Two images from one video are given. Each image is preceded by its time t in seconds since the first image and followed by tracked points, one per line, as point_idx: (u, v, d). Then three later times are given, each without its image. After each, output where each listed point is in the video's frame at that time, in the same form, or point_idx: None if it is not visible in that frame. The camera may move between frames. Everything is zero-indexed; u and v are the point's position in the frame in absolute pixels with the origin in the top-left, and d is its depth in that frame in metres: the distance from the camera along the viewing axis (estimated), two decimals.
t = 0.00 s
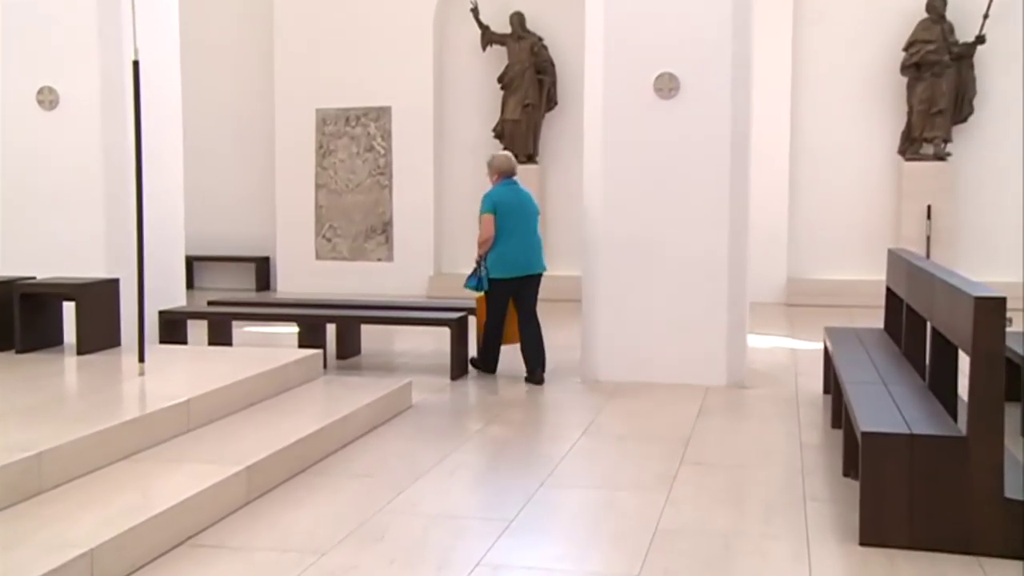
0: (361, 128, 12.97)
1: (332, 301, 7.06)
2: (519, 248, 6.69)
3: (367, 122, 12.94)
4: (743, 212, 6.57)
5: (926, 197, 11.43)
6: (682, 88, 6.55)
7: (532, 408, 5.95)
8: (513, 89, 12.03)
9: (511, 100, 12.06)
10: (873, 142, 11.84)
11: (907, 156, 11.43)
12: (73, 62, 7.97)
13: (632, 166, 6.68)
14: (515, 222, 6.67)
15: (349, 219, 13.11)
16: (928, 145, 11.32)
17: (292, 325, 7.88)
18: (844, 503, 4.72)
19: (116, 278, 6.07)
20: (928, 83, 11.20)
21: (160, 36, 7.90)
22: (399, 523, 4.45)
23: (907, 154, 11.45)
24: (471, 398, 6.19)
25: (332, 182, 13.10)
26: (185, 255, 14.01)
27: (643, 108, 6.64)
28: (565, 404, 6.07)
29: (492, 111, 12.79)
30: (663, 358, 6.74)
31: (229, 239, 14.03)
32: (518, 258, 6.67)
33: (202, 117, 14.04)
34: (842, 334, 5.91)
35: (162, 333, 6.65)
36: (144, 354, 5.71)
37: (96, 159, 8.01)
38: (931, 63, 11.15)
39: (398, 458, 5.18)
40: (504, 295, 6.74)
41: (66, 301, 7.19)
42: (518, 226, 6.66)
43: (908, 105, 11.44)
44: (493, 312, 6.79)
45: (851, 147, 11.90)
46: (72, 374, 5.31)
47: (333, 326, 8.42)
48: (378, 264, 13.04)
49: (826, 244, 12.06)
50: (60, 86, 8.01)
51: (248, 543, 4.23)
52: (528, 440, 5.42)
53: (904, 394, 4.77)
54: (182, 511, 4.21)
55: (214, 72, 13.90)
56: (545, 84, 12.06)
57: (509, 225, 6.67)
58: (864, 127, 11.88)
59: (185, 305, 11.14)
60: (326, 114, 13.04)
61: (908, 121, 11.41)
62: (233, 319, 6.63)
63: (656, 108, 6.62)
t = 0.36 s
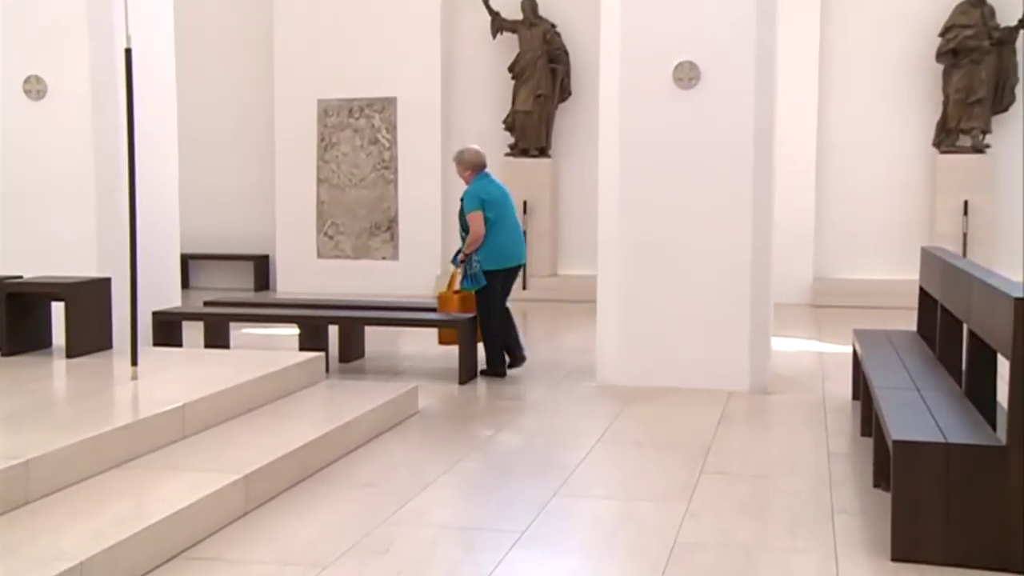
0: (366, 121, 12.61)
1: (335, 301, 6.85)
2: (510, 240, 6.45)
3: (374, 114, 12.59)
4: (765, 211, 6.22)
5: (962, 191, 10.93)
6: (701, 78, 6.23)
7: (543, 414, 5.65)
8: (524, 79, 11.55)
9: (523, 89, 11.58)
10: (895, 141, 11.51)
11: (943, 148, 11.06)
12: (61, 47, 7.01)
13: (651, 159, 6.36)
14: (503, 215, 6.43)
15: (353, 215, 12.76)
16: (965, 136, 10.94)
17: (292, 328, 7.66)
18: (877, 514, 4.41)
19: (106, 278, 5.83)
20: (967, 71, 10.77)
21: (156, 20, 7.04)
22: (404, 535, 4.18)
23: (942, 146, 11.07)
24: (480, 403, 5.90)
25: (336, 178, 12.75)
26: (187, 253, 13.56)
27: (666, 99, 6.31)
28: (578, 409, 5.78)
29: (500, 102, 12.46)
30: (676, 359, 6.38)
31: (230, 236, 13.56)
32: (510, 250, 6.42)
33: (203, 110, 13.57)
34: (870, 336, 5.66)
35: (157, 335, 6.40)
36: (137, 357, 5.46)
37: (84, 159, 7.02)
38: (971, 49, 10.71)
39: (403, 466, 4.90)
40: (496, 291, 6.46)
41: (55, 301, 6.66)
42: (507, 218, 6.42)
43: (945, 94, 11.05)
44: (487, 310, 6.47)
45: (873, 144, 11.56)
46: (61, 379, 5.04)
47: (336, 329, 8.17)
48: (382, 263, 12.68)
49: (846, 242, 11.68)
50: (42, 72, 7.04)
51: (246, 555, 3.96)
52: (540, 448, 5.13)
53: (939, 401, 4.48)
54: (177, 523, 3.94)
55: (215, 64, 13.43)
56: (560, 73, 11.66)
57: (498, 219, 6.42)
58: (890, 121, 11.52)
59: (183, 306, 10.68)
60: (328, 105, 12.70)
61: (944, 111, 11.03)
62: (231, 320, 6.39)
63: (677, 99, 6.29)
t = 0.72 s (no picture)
0: (371, 111, 11.30)
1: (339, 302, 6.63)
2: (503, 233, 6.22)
3: (378, 104, 11.26)
4: (794, 204, 5.68)
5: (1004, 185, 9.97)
6: (724, 66, 5.69)
7: (556, 421, 5.40)
8: (537, 69, 10.60)
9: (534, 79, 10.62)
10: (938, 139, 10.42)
11: (980, 141, 10.07)
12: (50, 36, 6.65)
13: (670, 152, 5.81)
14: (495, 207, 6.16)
15: (357, 211, 11.44)
16: (1005, 127, 9.97)
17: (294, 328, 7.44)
18: (911, 527, 4.15)
19: (99, 276, 5.60)
20: (1009, 56, 9.82)
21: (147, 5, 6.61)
22: (412, 547, 3.93)
23: (980, 137, 10.08)
24: (490, 408, 5.64)
25: (339, 171, 11.44)
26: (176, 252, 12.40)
27: (688, 85, 5.76)
28: (593, 415, 5.53)
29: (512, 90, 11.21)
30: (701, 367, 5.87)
31: (210, 236, 12.29)
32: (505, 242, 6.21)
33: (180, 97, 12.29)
34: (901, 340, 5.39)
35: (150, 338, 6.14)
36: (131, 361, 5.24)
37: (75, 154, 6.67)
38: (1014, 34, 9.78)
39: (409, 474, 4.67)
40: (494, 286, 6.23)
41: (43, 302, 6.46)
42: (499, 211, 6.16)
43: (983, 83, 10.06)
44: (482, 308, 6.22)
45: (912, 140, 10.49)
46: (50, 383, 4.82)
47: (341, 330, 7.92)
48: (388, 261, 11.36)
49: (883, 244, 10.61)
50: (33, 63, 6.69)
51: (245, 568, 3.74)
52: (552, 457, 4.88)
53: (979, 408, 4.19)
54: (173, 535, 3.73)
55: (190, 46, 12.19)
56: (574, 62, 10.67)
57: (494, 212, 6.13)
58: (930, 111, 10.44)
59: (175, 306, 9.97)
60: (331, 95, 11.37)
61: (982, 101, 10.06)
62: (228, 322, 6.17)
63: (697, 88, 5.75)
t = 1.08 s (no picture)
0: (378, 103, 10.90)
1: (345, 304, 6.42)
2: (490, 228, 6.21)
3: (385, 96, 10.87)
4: (824, 199, 5.44)
5: None
6: (749, 53, 5.45)
7: (572, 427, 5.18)
8: (552, 57, 10.28)
9: (549, 68, 10.29)
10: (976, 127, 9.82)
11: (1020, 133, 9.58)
12: (38, 21, 6.30)
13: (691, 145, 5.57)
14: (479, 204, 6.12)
15: (362, 207, 11.00)
16: None
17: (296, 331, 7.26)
18: (953, 542, 3.88)
19: (92, 276, 5.43)
20: None
21: None
22: (419, 560, 3.70)
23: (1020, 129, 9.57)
24: (501, 414, 5.39)
25: (343, 165, 11.00)
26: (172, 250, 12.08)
27: (710, 75, 5.53)
28: (610, 422, 5.28)
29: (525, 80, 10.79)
30: (723, 369, 5.64)
31: (213, 234, 11.90)
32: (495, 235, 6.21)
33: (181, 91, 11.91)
34: (936, 344, 5.12)
35: (146, 340, 5.93)
36: (125, 365, 5.03)
37: (66, 144, 6.32)
38: None
39: (418, 483, 4.44)
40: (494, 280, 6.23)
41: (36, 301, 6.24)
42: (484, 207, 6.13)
43: None
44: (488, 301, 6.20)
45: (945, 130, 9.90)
46: (40, 389, 4.61)
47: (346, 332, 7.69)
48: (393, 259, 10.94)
49: (919, 242, 10.03)
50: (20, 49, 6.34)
51: None
52: (567, 465, 4.65)
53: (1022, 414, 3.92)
54: (169, 548, 3.52)
55: (189, 38, 11.80)
56: (590, 50, 10.32)
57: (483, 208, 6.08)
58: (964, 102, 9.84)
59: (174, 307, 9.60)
60: (336, 86, 10.95)
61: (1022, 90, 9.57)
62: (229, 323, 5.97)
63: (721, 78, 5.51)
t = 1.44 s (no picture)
0: (384, 93, 10.59)
1: (352, 304, 6.23)
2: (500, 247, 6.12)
3: (392, 85, 10.56)
4: (854, 195, 5.22)
5: None
6: (775, 39, 5.22)
7: (587, 434, 4.97)
8: (568, 45, 10.05)
9: (565, 56, 10.06)
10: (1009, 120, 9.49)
11: None
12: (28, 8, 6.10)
13: (713, 139, 5.35)
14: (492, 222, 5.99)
15: (369, 203, 10.68)
16: None
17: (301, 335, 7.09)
18: (996, 556, 3.64)
19: (86, 273, 5.29)
20: None
21: None
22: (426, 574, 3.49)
23: None
24: (514, 419, 5.19)
25: (349, 159, 10.69)
26: (172, 247, 11.78)
27: (734, 64, 5.29)
28: (628, 428, 5.07)
29: (539, 74, 10.54)
30: (746, 373, 5.42)
31: (215, 231, 11.60)
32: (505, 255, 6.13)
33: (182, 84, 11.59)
34: (974, 347, 4.88)
35: (143, 342, 5.75)
36: (121, 368, 4.85)
37: (60, 139, 6.12)
38: None
39: (427, 492, 4.23)
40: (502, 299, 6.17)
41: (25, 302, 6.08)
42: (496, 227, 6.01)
43: None
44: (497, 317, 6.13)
45: (974, 123, 9.59)
46: (32, 392, 4.44)
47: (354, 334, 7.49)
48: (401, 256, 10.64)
49: (948, 240, 9.73)
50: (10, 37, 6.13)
51: None
52: (582, 473, 4.44)
53: None
54: (164, 560, 3.32)
55: (192, 31, 11.50)
56: (607, 37, 10.09)
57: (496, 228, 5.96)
58: (995, 90, 9.57)
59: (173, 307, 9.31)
60: (341, 75, 10.65)
61: None
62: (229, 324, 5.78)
63: (746, 67, 5.28)
